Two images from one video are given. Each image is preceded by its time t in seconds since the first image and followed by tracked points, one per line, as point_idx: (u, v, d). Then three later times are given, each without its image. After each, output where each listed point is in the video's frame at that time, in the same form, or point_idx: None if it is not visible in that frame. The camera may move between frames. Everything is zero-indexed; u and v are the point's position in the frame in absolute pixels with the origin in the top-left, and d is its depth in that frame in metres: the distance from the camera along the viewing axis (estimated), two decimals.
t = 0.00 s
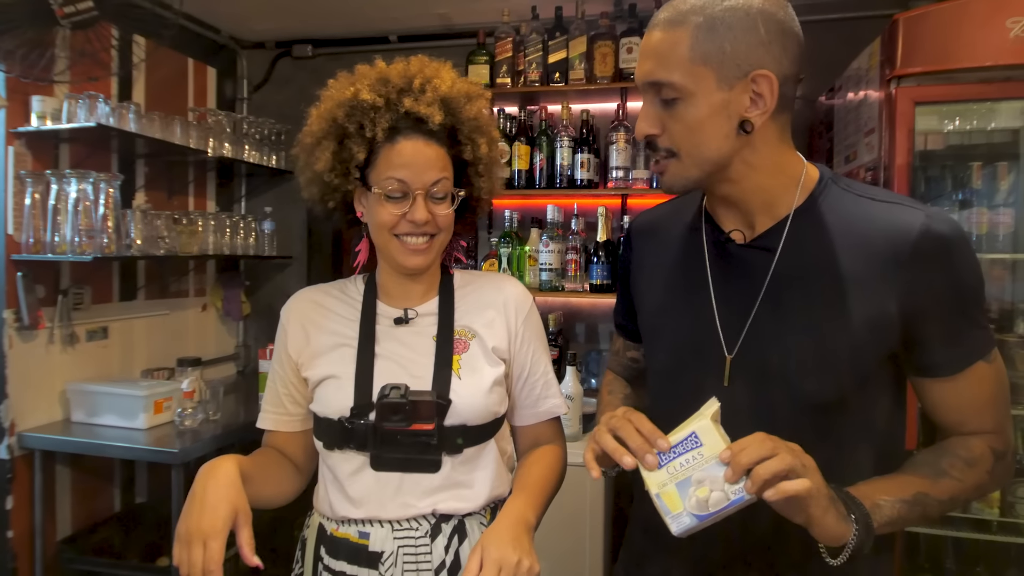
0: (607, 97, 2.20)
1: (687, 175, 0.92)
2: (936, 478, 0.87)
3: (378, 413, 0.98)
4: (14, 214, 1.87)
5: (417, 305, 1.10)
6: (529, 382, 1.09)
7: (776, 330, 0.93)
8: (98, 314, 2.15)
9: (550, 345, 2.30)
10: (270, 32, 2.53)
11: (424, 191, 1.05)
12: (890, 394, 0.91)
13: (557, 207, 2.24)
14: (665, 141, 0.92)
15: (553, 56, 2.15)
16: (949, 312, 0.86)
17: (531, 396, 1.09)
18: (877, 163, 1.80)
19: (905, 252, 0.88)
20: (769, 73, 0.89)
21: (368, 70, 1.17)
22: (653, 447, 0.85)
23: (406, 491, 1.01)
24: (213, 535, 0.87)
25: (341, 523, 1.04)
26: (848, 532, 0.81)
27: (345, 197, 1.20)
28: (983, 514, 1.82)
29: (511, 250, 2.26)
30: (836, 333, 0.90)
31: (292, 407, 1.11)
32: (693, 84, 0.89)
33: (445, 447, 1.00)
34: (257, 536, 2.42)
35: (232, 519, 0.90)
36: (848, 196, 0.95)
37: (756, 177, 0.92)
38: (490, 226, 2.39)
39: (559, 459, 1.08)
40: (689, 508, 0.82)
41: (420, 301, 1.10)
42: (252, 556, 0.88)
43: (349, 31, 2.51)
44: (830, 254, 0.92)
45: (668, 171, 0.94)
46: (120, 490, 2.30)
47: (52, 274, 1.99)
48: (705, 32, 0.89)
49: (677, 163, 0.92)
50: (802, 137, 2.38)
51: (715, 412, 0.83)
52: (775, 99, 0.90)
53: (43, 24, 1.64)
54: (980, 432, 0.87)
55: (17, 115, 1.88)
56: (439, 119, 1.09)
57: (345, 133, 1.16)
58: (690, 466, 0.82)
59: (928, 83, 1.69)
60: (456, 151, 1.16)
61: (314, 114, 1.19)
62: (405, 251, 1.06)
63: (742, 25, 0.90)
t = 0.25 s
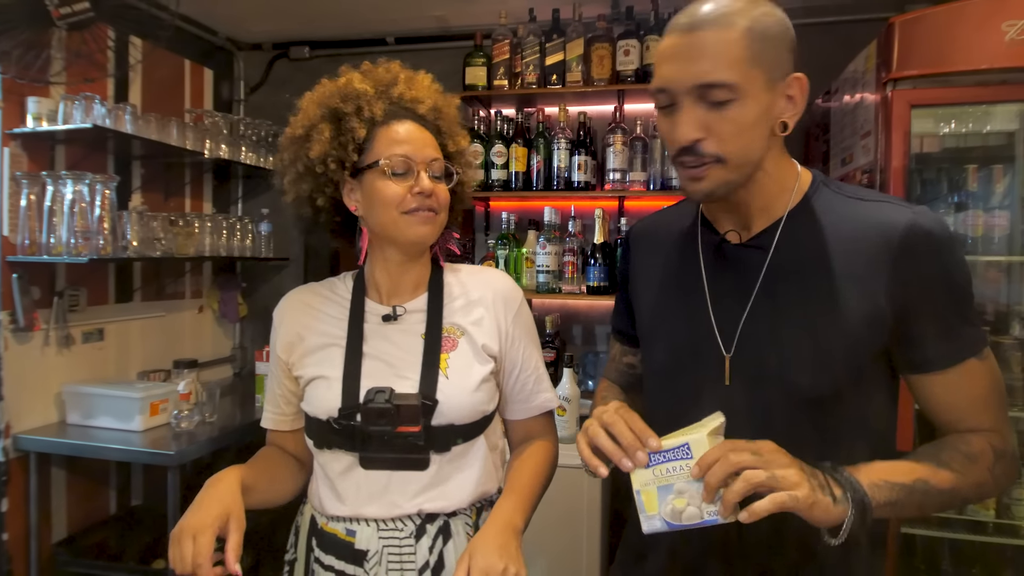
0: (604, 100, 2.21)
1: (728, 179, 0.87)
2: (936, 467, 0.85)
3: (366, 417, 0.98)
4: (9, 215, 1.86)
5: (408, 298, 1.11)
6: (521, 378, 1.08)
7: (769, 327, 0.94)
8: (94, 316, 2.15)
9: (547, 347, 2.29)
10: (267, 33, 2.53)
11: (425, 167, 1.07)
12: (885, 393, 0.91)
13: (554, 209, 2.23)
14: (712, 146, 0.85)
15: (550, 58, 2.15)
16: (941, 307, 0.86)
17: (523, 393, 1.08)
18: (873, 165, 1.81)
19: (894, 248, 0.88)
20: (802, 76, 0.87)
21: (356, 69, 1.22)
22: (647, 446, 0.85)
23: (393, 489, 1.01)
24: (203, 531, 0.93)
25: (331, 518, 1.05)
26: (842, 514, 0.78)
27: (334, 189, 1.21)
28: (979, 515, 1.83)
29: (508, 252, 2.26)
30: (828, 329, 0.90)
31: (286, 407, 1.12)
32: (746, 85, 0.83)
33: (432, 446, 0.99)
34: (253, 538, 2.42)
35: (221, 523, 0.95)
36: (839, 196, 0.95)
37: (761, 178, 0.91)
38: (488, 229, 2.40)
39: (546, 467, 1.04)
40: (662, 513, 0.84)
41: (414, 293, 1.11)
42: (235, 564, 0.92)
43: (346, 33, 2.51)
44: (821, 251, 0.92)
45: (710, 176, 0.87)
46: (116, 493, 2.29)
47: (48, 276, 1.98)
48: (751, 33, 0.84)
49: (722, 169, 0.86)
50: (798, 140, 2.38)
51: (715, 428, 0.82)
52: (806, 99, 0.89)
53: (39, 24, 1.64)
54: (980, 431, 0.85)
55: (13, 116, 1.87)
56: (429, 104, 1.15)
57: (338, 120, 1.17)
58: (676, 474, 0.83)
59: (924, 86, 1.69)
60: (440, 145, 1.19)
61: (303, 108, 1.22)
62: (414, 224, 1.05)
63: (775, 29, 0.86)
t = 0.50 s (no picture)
0: (602, 100, 2.21)
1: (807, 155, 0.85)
2: (926, 463, 0.85)
3: (345, 399, 0.99)
4: (8, 216, 1.86)
5: (385, 296, 1.11)
6: (489, 369, 1.11)
7: (773, 322, 0.93)
8: (92, 317, 2.14)
9: (546, 347, 2.29)
10: (266, 34, 2.53)
11: (406, 186, 1.07)
12: (875, 397, 0.92)
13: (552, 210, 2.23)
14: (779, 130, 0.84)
15: (548, 58, 2.15)
16: (940, 315, 0.88)
17: (490, 384, 1.11)
18: (872, 166, 1.81)
19: (900, 253, 0.90)
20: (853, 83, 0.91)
21: (325, 68, 1.14)
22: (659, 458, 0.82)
23: (370, 472, 1.02)
24: (182, 507, 0.92)
25: (310, 503, 1.04)
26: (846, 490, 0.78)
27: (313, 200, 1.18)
28: (978, 516, 1.83)
29: (507, 252, 2.26)
30: (834, 326, 0.90)
31: (259, 399, 1.12)
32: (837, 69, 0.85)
33: (409, 429, 1.01)
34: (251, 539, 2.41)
35: (198, 502, 0.94)
36: (844, 201, 0.97)
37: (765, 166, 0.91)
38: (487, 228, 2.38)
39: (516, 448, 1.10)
40: (665, 527, 0.83)
41: (388, 290, 1.12)
42: (212, 539, 0.91)
43: (345, 34, 2.51)
44: (830, 251, 0.93)
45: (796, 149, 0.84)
46: (114, 494, 2.28)
47: (46, 276, 1.98)
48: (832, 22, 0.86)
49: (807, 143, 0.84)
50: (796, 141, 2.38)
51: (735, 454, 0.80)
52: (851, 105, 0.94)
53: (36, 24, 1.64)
54: (957, 438, 0.87)
55: (11, 117, 1.87)
56: (408, 112, 1.11)
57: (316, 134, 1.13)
58: (685, 492, 0.82)
59: (921, 86, 1.69)
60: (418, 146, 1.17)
61: (274, 113, 1.15)
62: (400, 245, 1.07)
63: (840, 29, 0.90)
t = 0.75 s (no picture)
0: (601, 102, 2.21)
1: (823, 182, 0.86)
2: (902, 473, 0.89)
3: (331, 404, 1.01)
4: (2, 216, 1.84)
5: (359, 300, 1.14)
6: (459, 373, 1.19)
7: (777, 329, 0.93)
8: (87, 318, 2.13)
9: (544, 348, 2.29)
10: (263, 34, 2.52)
11: (382, 190, 1.10)
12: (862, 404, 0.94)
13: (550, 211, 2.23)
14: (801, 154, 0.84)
15: (547, 60, 2.16)
16: (932, 332, 0.91)
17: (460, 384, 1.20)
18: (868, 168, 1.82)
19: (903, 268, 0.91)
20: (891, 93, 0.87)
21: (304, 79, 1.17)
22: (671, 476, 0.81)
23: (352, 472, 1.04)
24: (166, 525, 0.92)
25: (287, 504, 1.05)
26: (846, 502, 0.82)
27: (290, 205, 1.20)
28: (973, 516, 1.84)
29: (505, 253, 2.25)
30: (839, 336, 0.90)
31: (230, 403, 1.11)
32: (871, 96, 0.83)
33: (391, 431, 1.05)
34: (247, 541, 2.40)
35: (182, 517, 0.95)
36: (846, 212, 0.97)
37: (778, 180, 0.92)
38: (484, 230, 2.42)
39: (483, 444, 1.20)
40: (671, 546, 0.82)
41: (363, 295, 1.14)
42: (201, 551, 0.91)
43: (342, 35, 2.51)
44: (835, 262, 0.93)
45: (817, 175, 0.84)
46: (109, 497, 2.27)
47: (41, 277, 1.96)
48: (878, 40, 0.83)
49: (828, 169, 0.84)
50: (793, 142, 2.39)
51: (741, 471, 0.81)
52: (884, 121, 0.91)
53: (31, 23, 1.63)
54: (928, 445, 0.91)
55: (5, 117, 1.85)
56: (384, 120, 1.15)
57: (296, 142, 1.15)
58: (693, 511, 0.81)
59: (917, 89, 1.71)
60: (392, 154, 1.20)
61: (253, 122, 1.16)
62: (377, 248, 1.09)
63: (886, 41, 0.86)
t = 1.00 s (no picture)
0: (595, 104, 2.21)
1: (711, 179, 0.91)
2: (901, 473, 0.90)
3: (320, 395, 1.00)
4: None
5: (344, 300, 1.13)
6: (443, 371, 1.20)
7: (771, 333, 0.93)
8: (78, 319, 2.11)
9: (538, 349, 2.29)
10: (256, 34, 2.51)
11: (366, 188, 1.10)
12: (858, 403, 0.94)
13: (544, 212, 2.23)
14: (701, 142, 0.89)
15: (541, 61, 2.16)
16: (928, 329, 0.91)
17: (446, 380, 1.21)
18: (859, 170, 1.83)
19: (895, 266, 0.91)
20: (814, 91, 0.89)
21: (289, 84, 1.20)
22: (665, 491, 0.81)
23: (342, 467, 1.04)
24: (176, 526, 0.93)
25: (277, 502, 1.04)
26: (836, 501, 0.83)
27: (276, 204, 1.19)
28: (962, 516, 1.86)
29: (499, 254, 2.25)
30: (831, 338, 0.91)
31: (216, 405, 1.09)
32: (743, 92, 0.86)
33: (380, 424, 1.05)
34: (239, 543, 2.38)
35: (189, 516, 0.96)
36: (837, 212, 0.97)
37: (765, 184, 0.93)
38: (478, 231, 2.34)
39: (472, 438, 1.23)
40: (669, 562, 0.82)
41: (348, 293, 1.14)
42: (217, 539, 0.93)
43: (335, 35, 2.50)
44: (828, 264, 0.93)
45: (691, 171, 0.91)
46: (99, 499, 2.25)
47: (31, 277, 1.95)
48: (766, 42, 0.87)
49: (706, 166, 0.90)
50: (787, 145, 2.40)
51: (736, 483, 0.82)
52: (816, 113, 0.90)
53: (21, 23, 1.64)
54: (928, 440, 0.92)
55: None
56: (366, 124, 1.17)
57: (281, 140, 1.16)
58: (690, 526, 0.81)
59: (910, 92, 1.72)
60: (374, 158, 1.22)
61: (239, 124, 1.18)
62: (360, 245, 1.08)
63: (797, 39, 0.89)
